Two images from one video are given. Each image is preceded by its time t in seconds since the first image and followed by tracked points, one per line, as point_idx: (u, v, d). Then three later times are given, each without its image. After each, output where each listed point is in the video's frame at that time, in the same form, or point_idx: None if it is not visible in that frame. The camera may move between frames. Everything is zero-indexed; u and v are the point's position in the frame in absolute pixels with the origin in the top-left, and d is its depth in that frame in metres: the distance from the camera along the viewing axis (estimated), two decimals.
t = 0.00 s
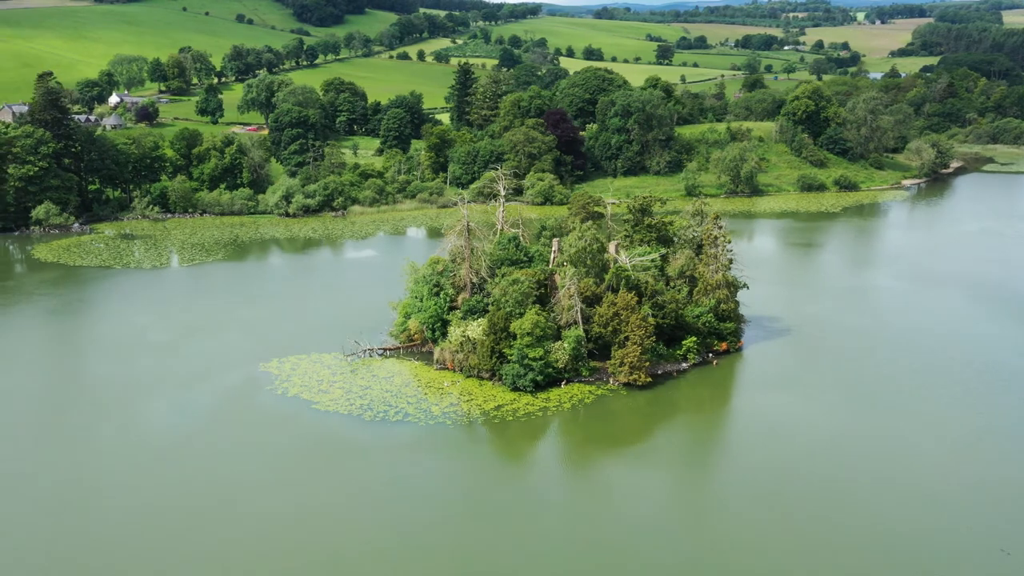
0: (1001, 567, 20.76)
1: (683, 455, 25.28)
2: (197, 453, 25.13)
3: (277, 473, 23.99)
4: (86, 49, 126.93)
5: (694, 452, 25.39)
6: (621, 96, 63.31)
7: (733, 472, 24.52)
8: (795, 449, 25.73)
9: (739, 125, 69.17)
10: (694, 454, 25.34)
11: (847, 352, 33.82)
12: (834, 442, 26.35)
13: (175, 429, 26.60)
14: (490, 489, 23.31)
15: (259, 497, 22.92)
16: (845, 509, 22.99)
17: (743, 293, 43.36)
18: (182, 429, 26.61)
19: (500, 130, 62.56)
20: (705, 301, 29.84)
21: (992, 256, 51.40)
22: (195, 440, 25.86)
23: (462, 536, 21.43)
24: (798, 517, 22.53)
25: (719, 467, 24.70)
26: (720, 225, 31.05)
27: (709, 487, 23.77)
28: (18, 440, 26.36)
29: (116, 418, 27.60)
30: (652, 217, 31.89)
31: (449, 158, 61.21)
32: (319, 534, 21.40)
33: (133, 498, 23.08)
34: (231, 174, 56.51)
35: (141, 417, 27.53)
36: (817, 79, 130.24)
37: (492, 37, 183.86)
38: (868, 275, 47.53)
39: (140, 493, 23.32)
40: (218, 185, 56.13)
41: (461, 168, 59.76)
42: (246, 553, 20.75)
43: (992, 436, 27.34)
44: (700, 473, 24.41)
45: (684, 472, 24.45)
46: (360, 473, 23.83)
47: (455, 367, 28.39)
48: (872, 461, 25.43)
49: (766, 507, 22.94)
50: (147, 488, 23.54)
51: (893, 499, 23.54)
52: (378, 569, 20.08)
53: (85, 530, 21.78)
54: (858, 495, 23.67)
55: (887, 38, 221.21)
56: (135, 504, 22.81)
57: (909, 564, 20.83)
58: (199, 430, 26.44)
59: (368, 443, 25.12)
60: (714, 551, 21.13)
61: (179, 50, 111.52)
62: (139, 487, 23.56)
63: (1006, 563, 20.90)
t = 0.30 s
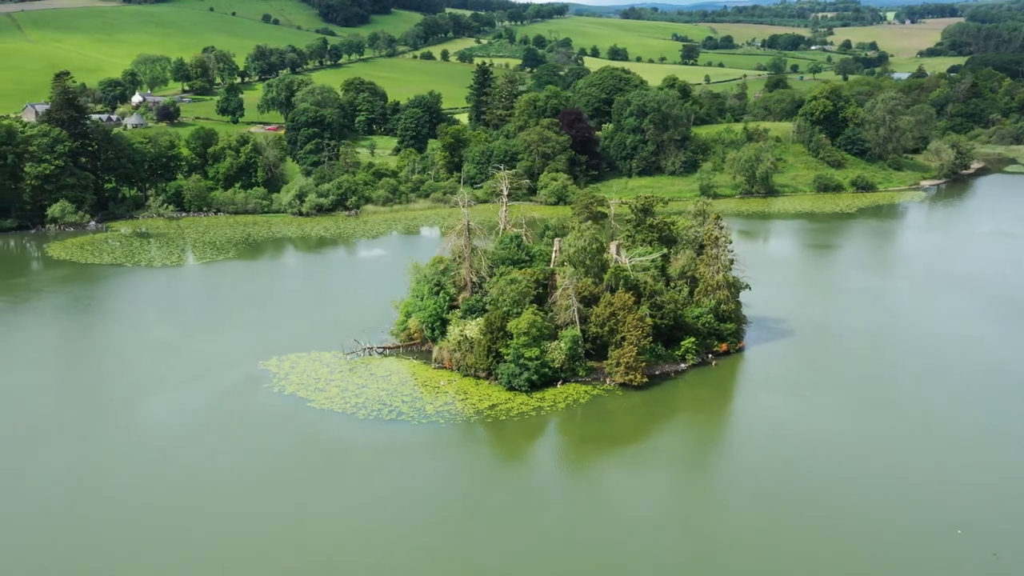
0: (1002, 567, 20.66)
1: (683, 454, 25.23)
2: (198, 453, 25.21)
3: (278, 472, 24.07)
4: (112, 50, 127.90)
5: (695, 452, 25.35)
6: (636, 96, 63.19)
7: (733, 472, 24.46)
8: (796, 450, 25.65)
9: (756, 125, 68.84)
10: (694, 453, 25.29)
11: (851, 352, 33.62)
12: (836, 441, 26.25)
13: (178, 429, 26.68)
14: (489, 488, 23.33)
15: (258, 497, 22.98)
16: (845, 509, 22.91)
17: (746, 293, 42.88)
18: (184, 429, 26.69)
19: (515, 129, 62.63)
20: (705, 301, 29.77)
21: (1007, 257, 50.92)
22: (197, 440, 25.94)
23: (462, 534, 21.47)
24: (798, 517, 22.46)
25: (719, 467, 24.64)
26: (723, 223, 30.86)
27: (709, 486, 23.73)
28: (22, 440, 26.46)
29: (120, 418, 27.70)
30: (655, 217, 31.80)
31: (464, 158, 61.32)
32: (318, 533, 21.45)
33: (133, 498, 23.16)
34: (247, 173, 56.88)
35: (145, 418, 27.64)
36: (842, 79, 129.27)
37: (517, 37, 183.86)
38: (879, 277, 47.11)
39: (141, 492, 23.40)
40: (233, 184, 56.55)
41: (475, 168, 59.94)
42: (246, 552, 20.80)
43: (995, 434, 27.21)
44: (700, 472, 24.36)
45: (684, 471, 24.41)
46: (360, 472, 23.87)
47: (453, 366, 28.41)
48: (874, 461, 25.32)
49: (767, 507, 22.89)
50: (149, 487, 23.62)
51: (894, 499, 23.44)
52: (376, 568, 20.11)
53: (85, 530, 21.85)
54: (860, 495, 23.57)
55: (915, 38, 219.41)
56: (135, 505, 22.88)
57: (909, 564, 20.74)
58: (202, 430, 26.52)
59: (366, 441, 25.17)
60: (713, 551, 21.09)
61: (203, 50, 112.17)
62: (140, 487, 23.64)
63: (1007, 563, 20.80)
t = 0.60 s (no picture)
0: (1003, 567, 20.56)
1: (685, 455, 25.18)
2: (200, 452, 25.29)
3: (279, 472, 24.17)
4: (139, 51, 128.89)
5: (696, 452, 25.30)
6: (652, 97, 63.01)
7: (734, 472, 24.38)
8: (797, 450, 25.56)
9: (773, 127, 68.46)
10: (696, 454, 25.23)
11: (857, 354, 33.43)
12: (838, 441, 26.13)
13: (180, 429, 26.79)
14: (490, 488, 23.36)
15: (257, 497, 23.03)
16: (847, 509, 22.81)
17: (748, 296, 42.50)
18: (187, 429, 26.77)
19: (530, 130, 62.65)
20: (706, 303, 29.74)
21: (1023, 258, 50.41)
22: (199, 439, 26.01)
23: (461, 534, 21.50)
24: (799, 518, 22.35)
25: (720, 468, 24.58)
26: (726, 225, 30.75)
27: (710, 487, 23.68)
28: (26, 440, 26.60)
29: (124, 419, 27.82)
30: (657, 218, 31.73)
31: (478, 158, 61.48)
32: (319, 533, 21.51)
33: (135, 498, 23.23)
34: (262, 173, 57.19)
35: (148, 418, 27.76)
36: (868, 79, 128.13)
37: (543, 38, 183.73)
38: (891, 279, 46.70)
39: (142, 492, 23.49)
40: (248, 184, 56.90)
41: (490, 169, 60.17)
42: (246, 551, 20.87)
43: (999, 433, 27.07)
44: (701, 473, 24.31)
45: (685, 472, 24.38)
46: (360, 472, 23.93)
47: (451, 366, 28.46)
48: (876, 461, 25.22)
49: (767, 507, 22.83)
50: (151, 487, 23.69)
51: (896, 500, 23.32)
52: (375, 567, 20.15)
53: (85, 530, 21.93)
54: (862, 496, 23.46)
55: (945, 37, 217.25)
56: (135, 504, 22.96)
57: (911, 564, 20.63)
58: (203, 430, 26.62)
59: (365, 441, 25.24)
60: (713, 551, 21.03)
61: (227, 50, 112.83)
62: (142, 487, 23.73)
63: (1009, 563, 20.70)
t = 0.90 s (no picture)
0: (1002, 566, 20.41)
1: (686, 457, 25.04)
2: (201, 451, 25.36)
3: (280, 472, 24.18)
4: (167, 53, 129.92)
5: (698, 454, 25.14)
6: (669, 98, 62.84)
7: (734, 474, 24.24)
8: (798, 450, 25.41)
9: (792, 128, 68.10)
10: (697, 456, 25.08)
11: (865, 355, 33.17)
12: (840, 442, 25.96)
13: (181, 428, 26.86)
14: (489, 488, 23.33)
15: (256, 500, 22.94)
16: (847, 509, 22.66)
17: (751, 297, 42.19)
18: (188, 428, 26.86)
19: (547, 131, 62.70)
20: (706, 305, 29.61)
21: None
22: (202, 439, 26.03)
23: (459, 534, 21.47)
24: (801, 520, 22.17)
25: (720, 470, 24.45)
26: (727, 227, 30.66)
27: (710, 488, 23.54)
28: (29, 440, 26.64)
29: (129, 418, 27.88)
30: (659, 219, 31.66)
31: (494, 158, 61.74)
32: (318, 533, 21.48)
33: (135, 497, 23.25)
34: (277, 172, 57.53)
35: (151, 418, 27.84)
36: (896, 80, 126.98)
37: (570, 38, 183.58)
38: (905, 281, 46.24)
39: (143, 491, 23.50)
40: (264, 184, 57.28)
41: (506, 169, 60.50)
42: (245, 552, 20.81)
43: (1003, 433, 26.83)
44: (701, 474, 24.18)
45: (686, 473, 24.23)
46: (360, 472, 23.93)
47: (448, 367, 28.52)
48: (876, 461, 25.07)
49: (767, 508, 22.67)
50: (152, 487, 23.69)
51: (896, 500, 23.15)
52: (375, 567, 20.10)
53: (84, 530, 21.91)
54: (862, 496, 23.30)
55: (978, 37, 214.98)
56: (135, 504, 22.94)
57: (910, 564, 20.48)
58: (204, 429, 26.68)
59: (364, 441, 25.26)
60: (712, 552, 20.92)
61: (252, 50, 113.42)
62: (143, 486, 23.73)
63: (1008, 562, 20.53)
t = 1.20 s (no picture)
0: (1000, 566, 20.39)
1: (688, 458, 25.02)
2: (200, 450, 25.53)
3: (281, 470, 24.34)
4: (194, 55, 130.85)
5: (699, 456, 25.11)
6: (686, 99, 62.59)
7: (734, 475, 24.19)
8: (798, 451, 25.37)
9: (811, 130, 67.71)
10: (698, 458, 25.06)
11: (869, 358, 32.98)
12: (842, 443, 25.89)
13: (182, 427, 27.04)
14: (488, 488, 23.40)
15: (256, 499, 23.08)
16: (846, 510, 22.62)
17: (752, 301, 41.93)
18: (188, 428, 27.04)
19: (563, 132, 62.71)
20: (706, 308, 29.48)
21: None
22: (204, 438, 26.21)
23: (456, 533, 21.55)
24: (800, 521, 22.10)
25: (719, 471, 24.40)
26: (729, 228, 30.56)
27: (709, 489, 23.52)
28: (32, 440, 26.84)
29: (131, 417, 28.04)
30: (661, 222, 31.60)
31: (510, 159, 62.03)
32: (316, 532, 21.61)
33: (135, 495, 23.47)
34: (293, 173, 57.83)
35: (152, 416, 28.05)
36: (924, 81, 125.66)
37: (595, 39, 183.24)
38: (918, 284, 45.81)
39: (143, 490, 23.72)
40: (279, 184, 57.62)
41: (521, 170, 60.78)
42: (244, 551, 20.94)
43: (1006, 435, 26.70)
44: (701, 476, 24.13)
45: (686, 475, 24.20)
46: (358, 471, 24.05)
47: (446, 368, 28.61)
48: (877, 462, 25.00)
49: (766, 509, 22.64)
50: (154, 486, 23.85)
51: (895, 500, 23.12)
52: (372, 566, 20.20)
53: (82, 527, 22.11)
54: (861, 496, 23.25)
55: (1010, 38, 212.51)
56: (134, 502, 23.17)
57: (908, 564, 20.44)
58: (205, 428, 26.87)
59: (363, 442, 25.36)
60: (711, 551, 20.90)
61: (276, 52, 113.97)
62: (143, 485, 23.95)
63: (1006, 563, 20.47)
